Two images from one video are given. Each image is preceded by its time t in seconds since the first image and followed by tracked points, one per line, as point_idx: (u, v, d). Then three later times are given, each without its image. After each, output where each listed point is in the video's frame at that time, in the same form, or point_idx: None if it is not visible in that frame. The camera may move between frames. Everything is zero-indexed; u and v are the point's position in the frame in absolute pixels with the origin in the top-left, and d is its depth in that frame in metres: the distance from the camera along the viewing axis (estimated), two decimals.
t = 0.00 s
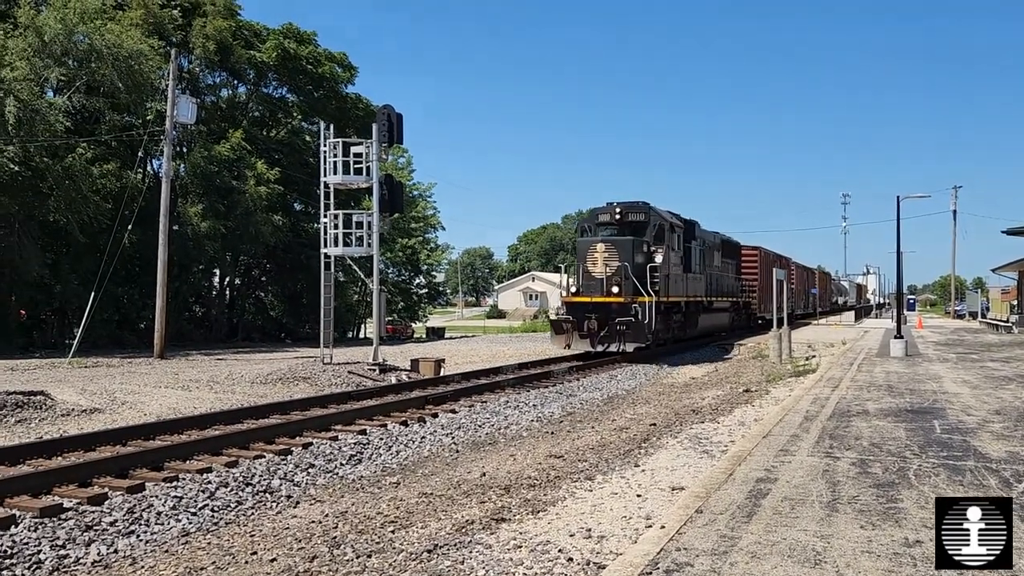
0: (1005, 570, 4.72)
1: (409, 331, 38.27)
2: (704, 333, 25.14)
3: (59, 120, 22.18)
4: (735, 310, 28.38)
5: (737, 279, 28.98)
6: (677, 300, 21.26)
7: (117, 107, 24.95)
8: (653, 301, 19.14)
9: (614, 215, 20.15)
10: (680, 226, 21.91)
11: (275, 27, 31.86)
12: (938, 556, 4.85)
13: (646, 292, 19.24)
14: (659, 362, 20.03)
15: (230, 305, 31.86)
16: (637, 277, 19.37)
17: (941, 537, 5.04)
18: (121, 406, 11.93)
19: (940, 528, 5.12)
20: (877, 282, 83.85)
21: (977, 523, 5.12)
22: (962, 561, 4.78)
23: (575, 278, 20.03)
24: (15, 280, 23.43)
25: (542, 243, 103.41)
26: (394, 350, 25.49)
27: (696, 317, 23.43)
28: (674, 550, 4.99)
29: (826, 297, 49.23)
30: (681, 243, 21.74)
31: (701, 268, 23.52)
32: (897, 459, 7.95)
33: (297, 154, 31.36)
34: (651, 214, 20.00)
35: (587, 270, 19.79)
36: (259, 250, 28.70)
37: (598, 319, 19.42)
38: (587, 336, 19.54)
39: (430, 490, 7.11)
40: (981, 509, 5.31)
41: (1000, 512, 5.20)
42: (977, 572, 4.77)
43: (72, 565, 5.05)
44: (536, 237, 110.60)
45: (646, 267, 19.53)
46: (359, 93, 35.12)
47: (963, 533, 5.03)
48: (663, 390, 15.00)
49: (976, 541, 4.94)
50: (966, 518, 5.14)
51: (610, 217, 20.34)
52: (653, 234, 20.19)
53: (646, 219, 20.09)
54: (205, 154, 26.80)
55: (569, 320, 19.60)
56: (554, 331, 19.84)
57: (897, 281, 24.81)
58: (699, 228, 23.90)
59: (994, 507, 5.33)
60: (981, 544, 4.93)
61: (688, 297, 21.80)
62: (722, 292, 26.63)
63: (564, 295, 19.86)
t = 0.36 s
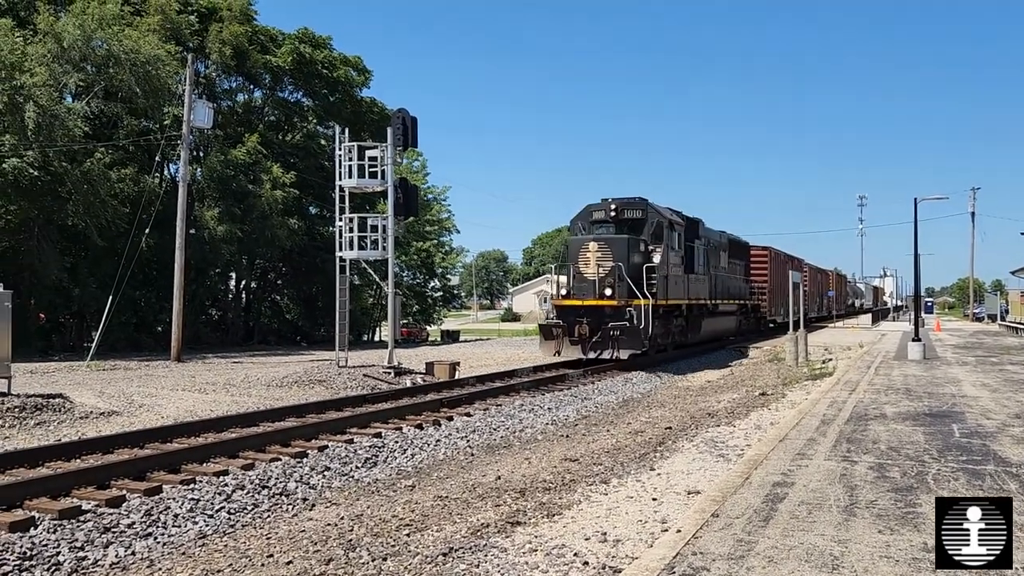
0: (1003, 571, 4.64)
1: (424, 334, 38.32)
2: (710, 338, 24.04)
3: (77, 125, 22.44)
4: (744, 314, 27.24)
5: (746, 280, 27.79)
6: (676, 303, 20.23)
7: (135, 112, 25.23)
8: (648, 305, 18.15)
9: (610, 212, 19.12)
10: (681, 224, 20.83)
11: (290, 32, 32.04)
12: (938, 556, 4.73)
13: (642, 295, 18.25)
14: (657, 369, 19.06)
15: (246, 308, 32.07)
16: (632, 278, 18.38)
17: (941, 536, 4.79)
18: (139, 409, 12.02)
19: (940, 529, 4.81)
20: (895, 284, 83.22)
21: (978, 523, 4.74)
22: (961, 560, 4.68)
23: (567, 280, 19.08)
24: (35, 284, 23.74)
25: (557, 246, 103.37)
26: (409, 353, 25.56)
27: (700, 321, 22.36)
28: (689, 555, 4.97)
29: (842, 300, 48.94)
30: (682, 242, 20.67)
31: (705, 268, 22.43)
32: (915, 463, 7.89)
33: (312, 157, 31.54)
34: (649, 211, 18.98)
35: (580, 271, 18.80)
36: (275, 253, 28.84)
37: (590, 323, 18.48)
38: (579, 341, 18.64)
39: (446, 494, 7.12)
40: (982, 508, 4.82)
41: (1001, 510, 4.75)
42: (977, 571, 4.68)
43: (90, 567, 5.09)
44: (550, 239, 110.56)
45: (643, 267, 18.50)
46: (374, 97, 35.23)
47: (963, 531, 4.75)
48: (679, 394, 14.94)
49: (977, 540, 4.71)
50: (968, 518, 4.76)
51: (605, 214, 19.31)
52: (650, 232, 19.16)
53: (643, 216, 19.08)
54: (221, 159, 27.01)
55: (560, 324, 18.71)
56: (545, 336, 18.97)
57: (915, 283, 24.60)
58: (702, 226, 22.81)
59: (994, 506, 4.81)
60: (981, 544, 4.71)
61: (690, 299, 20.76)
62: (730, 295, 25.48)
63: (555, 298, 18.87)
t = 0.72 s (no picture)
0: (1004, 571, 4.61)
1: (441, 337, 38.41)
2: (713, 343, 22.47)
3: (97, 131, 22.67)
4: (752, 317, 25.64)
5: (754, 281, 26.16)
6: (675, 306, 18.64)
7: (154, 117, 25.47)
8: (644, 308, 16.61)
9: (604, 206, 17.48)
10: (682, 221, 19.24)
11: (307, 37, 32.24)
12: (938, 557, 4.67)
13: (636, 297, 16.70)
14: (652, 377, 17.51)
15: (264, 311, 32.27)
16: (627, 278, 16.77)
17: (941, 537, 4.67)
18: (158, 411, 12.13)
19: (939, 529, 4.65)
20: (914, 287, 82.44)
21: (978, 523, 4.60)
22: (961, 561, 4.65)
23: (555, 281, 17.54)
24: (57, 287, 24.04)
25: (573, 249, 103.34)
26: (424, 356, 25.60)
27: (702, 325, 20.76)
28: (707, 558, 4.95)
29: (862, 303, 48.64)
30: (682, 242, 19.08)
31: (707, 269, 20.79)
32: (935, 466, 7.81)
33: (329, 161, 31.74)
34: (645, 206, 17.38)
35: (568, 271, 17.18)
36: (292, 256, 29.00)
37: (580, 328, 16.90)
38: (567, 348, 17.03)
39: (462, 496, 7.13)
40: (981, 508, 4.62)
41: (1002, 509, 4.57)
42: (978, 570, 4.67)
43: (110, 568, 5.14)
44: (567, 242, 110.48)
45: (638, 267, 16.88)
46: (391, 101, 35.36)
47: (963, 531, 4.62)
48: (697, 396, 14.87)
49: (976, 540, 4.61)
50: (968, 518, 4.60)
51: (598, 210, 17.66)
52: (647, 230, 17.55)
53: (640, 212, 17.47)
54: (239, 163, 27.25)
55: (547, 329, 17.12)
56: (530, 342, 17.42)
57: (936, 285, 24.35)
58: (704, 225, 21.23)
59: (994, 505, 4.59)
60: (981, 545, 4.64)
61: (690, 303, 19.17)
62: (735, 298, 23.83)
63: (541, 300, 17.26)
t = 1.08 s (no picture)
0: (1003, 570, 4.76)
1: (457, 339, 38.48)
2: (715, 348, 20.99)
3: (117, 136, 22.90)
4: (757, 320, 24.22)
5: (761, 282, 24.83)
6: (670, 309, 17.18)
7: (173, 122, 25.71)
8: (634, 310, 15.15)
9: (592, 201, 16.33)
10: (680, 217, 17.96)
11: (324, 41, 32.43)
12: (939, 555, 4.86)
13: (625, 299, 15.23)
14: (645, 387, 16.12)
15: (281, 314, 32.46)
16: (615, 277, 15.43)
17: (941, 537, 4.96)
18: (177, 414, 12.24)
19: (940, 528, 4.98)
20: (935, 288, 81.63)
21: (978, 523, 4.98)
22: (962, 561, 4.81)
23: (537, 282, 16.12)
24: (77, 290, 24.34)
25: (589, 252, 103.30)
26: (440, 359, 25.63)
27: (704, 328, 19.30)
28: (722, 562, 4.94)
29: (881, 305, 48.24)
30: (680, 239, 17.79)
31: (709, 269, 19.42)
32: (953, 470, 7.74)
33: (346, 164, 31.95)
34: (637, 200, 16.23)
35: (553, 270, 15.87)
36: (310, 259, 29.14)
37: (564, 333, 15.42)
38: (550, 354, 15.56)
39: (476, 499, 7.14)
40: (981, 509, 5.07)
41: (1000, 510, 5.04)
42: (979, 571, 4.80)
43: (128, 569, 5.20)
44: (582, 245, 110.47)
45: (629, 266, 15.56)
46: (406, 104, 35.49)
47: (963, 531, 4.95)
48: (712, 399, 14.79)
49: (976, 540, 4.90)
50: (968, 518, 4.99)
51: (586, 205, 16.46)
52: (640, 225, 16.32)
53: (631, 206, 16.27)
54: (256, 167, 27.51)
55: (528, 334, 15.65)
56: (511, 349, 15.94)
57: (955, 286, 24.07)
58: (706, 222, 19.94)
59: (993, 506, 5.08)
60: (981, 544, 4.90)
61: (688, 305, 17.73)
62: (739, 300, 22.35)
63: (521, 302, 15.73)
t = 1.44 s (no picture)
0: (1003, 569, 4.87)
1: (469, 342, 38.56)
2: (711, 354, 19.85)
3: (132, 141, 23.09)
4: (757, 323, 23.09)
5: (761, 281, 23.72)
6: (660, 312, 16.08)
7: (188, 127, 25.90)
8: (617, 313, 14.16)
9: (575, 195, 15.34)
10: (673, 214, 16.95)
11: (337, 46, 32.58)
12: (939, 555, 4.95)
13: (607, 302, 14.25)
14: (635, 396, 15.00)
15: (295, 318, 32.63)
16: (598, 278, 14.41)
17: (942, 536, 5.12)
18: (191, 417, 12.34)
19: (941, 527, 5.18)
20: (952, 291, 80.97)
21: (977, 523, 5.20)
22: (961, 560, 4.91)
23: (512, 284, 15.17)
24: (93, 294, 24.59)
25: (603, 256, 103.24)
26: (453, 362, 25.66)
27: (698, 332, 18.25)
28: (728, 566, 4.93)
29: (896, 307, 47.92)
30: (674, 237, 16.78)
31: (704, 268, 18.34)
32: (965, 474, 7.68)
33: (359, 168, 32.15)
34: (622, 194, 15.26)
35: (531, 270, 14.96)
36: (323, 262, 29.28)
37: (541, 338, 14.59)
38: (526, 361, 14.71)
39: (486, 502, 7.17)
40: (981, 508, 5.33)
41: (1000, 511, 5.28)
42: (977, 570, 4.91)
43: (140, 571, 5.27)
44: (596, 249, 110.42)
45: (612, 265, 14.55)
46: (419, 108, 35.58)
47: (963, 531, 5.13)
48: (724, 402, 14.74)
49: (976, 540, 5.07)
50: (968, 518, 5.23)
51: (569, 200, 15.49)
52: (626, 221, 15.35)
53: (617, 201, 15.32)
54: (270, 171, 27.71)
55: (502, 339, 14.79)
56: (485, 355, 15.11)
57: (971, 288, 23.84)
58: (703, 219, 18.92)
59: (993, 505, 5.37)
60: (981, 544, 5.06)
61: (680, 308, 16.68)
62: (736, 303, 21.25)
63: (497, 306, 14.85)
